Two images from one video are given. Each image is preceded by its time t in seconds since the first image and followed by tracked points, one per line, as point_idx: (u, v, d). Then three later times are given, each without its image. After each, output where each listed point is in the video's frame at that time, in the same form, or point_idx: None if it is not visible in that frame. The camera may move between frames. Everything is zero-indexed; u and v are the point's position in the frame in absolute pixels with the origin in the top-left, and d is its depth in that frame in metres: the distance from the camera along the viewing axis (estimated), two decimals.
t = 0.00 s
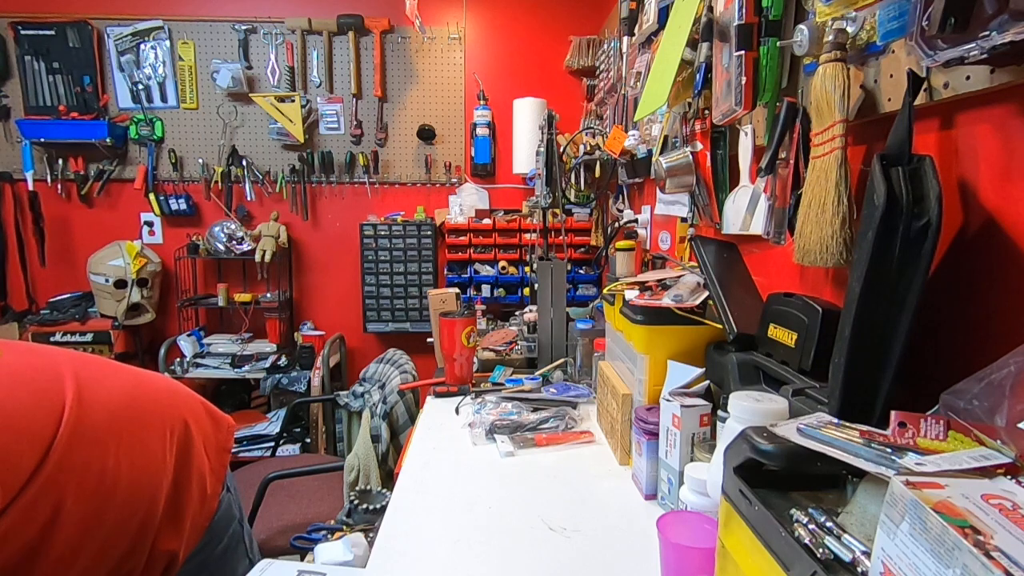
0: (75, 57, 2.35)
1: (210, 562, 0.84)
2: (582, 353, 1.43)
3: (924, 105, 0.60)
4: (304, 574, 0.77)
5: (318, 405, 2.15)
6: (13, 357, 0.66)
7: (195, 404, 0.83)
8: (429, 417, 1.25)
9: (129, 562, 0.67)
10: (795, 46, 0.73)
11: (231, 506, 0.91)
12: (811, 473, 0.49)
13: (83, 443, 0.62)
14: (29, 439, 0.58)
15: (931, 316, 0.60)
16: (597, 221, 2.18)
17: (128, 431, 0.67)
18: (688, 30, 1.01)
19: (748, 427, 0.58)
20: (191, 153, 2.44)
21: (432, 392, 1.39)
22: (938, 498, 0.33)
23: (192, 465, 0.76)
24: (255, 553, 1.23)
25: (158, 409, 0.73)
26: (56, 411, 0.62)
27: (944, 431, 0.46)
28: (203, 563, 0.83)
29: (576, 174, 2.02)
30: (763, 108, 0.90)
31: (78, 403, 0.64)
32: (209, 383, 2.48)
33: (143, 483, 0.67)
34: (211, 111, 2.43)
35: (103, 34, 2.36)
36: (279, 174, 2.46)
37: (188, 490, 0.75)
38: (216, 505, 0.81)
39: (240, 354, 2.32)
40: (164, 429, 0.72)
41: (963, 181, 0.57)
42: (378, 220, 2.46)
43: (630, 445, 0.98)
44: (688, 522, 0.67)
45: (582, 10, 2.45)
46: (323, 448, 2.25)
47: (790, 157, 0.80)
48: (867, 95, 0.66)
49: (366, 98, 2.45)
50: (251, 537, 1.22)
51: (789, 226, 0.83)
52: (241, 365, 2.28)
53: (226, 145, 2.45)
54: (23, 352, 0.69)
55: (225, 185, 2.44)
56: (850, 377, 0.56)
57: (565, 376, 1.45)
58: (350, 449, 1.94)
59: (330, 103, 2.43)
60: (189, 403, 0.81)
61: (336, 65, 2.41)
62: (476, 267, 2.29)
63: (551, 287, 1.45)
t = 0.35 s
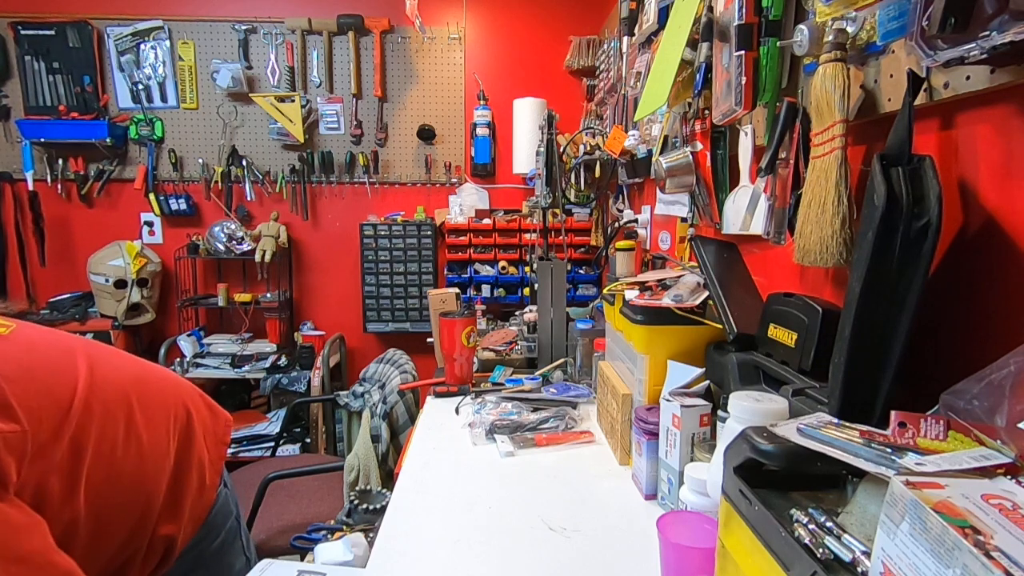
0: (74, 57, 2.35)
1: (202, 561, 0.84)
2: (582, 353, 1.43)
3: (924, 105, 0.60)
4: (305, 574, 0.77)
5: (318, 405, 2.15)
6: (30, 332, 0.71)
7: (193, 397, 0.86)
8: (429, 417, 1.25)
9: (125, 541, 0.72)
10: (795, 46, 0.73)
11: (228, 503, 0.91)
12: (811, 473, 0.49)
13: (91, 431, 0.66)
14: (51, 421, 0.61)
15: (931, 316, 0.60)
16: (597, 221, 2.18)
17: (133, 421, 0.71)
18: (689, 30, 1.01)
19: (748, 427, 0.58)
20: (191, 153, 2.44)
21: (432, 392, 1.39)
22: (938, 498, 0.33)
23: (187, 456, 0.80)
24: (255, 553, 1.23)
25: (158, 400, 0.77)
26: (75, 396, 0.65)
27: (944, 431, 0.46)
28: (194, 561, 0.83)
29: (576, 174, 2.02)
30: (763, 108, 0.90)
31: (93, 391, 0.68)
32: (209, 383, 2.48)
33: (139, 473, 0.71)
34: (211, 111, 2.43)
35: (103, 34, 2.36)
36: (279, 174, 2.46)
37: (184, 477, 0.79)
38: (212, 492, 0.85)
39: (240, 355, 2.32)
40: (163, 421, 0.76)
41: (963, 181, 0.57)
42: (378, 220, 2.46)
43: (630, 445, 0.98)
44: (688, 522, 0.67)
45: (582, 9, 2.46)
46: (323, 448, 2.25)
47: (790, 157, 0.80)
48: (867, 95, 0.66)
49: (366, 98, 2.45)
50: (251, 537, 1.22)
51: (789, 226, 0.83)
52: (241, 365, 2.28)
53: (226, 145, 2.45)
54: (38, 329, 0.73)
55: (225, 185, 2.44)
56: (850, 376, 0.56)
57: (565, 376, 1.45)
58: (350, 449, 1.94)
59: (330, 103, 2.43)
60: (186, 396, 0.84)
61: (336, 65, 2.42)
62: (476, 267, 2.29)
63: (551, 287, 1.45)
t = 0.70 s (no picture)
0: (74, 57, 2.35)
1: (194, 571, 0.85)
2: (582, 353, 1.43)
3: (924, 105, 0.60)
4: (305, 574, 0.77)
5: (318, 405, 2.15)
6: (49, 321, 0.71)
7: (198, 399, 0.86)
8: (429, 417, 1.25)
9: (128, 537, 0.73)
10: (795, 46, 0.73)
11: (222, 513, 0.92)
12: (811, 473, 0.49)
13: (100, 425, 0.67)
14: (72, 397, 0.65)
15: (931, 316, 0.60)
16: (597, 221, 2.18)
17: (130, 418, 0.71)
18: (689, 30, 1.01)
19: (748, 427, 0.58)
20: (191, 153, 2.44)
21: (432, 392, 1.39)
22: (939, 498, 0.33)
23: (191, 457, 0.80)
24: (255, 553, 1.23)
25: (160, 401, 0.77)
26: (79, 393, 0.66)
27: (944, 431, 0.46)
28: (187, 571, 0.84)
29: (576, 174, 2.02)
30: (763, 108, 0.90)
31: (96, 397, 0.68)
32: (209, 383, 2.48)
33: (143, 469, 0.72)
34: (211, 111, 2.43)
35: (103, 34, 2.36)
36: (279, 174, 2.46)
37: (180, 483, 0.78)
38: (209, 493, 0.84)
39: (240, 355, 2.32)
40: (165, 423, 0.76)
41: (963, 181, 0.57)
42: (378, 220, 2.46)
43: (630, 445, 0.98)
44: (688, 522, 0.67)
45: (582, 9, 2.46)
46: (323, 448, 2.25)
47: (790, 157, 0.80)
48: (867, 95, 0.66)
49: (366, 98, 2.45)
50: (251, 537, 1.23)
51: (789, 226, 0.83)
52: (241, 365, 2.28)
53: (226, 145, 2.45)
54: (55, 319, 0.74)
55: (225, 185, 2.44)
56: (850, 376, 0.56)
57: (565, 376, 1.45)
58: (350, 449, 1.94)
59: (330, 103, 2.43)
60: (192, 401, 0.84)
61: (336, 65, 2.41)
62: (476, 267, 2.29)
63: (551, 287, 1.45)
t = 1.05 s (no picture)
0: (74, 57, 2.35)
1: None
2: (582, 353, 1.43)
3: (924, 105, 0.60)
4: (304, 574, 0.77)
5: (318, 405, 2.15)
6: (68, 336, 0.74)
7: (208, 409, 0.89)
8: (429, 417, 1.25)
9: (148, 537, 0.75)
10: (795, 46, 0.73)
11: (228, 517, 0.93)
12: (811, 473, 0.49)
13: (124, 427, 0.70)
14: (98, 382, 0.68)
15: (931, 316, 0.60)
16: (597, 221, 2.18)
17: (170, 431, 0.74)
18: (689, 30, 1.01)
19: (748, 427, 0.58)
20: (191, 153, 2.44)
21: (432, 392, 1.39)
22: (938, 498, 0.33)
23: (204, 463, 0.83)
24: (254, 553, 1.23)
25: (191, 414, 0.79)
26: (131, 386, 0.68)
27: (944, 431, 0.46)
28: None
29: (577, 174, 2.02)
30: (763, 108, 0.90)
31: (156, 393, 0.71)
32: (208, 383, 2.48)
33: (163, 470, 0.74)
34: (211, 111, 2.43)
35: (103, 34, 2.36)
36: (279, 174, 2.46)
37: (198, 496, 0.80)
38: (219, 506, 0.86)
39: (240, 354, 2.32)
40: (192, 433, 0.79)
41: (963, 182, 0.57)
42: (378, 220, 2.46)
43: (630, 445, 0.98)
44: (688, 522, 0.67)
45: (582, 10, 2.46)
46: (323, 448, 2.25)
47: (790, 157, 0.80)
48: (867, 96, 0.66)
49: (366, 98, 2.45)
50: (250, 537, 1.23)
51: (789, 226, 0.83)
52: (241, 365, 2.28)
53: (226, 145, 2.45)
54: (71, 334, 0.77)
55: (225, 185, 2.44)
56: (850, 376, 0.56)
57: (565, 376, 1.45)
58: (350, 449, 1.94)
59: (330, 103, 2.43)
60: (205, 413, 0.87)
61: (336, 65, 2.41)
62: (476, 267, 2.29)
63: (551, 287, 1.45)
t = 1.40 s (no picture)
0: (74, 57, 2.35)
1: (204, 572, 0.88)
2: (582, 353, 1.43)
3: (924, 105, 0.60)
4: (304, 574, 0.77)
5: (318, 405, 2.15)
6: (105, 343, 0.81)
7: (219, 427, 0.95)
8: (429, 417, 1.25)
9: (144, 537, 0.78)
10: (795, 46, 0.73)
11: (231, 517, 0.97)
12: (811, 473, 0.49)
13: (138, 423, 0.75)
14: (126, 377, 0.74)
15: (931, 316, 0.60)
16: (597, 221, 2.18)
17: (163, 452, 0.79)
18: (688, 30, 1.01)
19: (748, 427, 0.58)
20: (191, 153, 2.44)
21: (432, 392, 1.39)
22: (938, 497, 0.33)
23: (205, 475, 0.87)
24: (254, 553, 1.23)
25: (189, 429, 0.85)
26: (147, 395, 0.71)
27: (944, 431, 0.46)
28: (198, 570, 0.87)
29: (576, 174, 2.03)
30: (763, 108, 0.90)
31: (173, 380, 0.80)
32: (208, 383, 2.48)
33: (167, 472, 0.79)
34: (211, 111, 2.43)
35: (103, 34, 2.36)
36: (279, 174, 2.46)
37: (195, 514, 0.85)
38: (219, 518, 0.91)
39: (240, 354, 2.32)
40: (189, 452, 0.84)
41: (963, 182, 0.57)
42: (378, 220, 2.46)
43: (630, 445, 0.98)
44: (688, 522, 0.67)
45: (582, 10, 2.46)
46: (323, 448, 2.25)
47: (790, 157, 0.80)
48: (867, 95, 0.66)
49: (366, 98, 2.45)
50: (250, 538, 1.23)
51: (789, 226, 0.82)
52: (241, 365, 2.28)
53: (226, 145, 2.45)
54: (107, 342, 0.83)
55: (225, 185, 2.44)
56: (850, 376, 0.56)
57: (565, 376, 1.45)
58: (350, 449, 1.94)
59: (330, 103, 2.43)
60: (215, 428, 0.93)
61: (336, 65, 2.41)
62: (476, 267, 2.29)
63: (551, 286, 1.45)
